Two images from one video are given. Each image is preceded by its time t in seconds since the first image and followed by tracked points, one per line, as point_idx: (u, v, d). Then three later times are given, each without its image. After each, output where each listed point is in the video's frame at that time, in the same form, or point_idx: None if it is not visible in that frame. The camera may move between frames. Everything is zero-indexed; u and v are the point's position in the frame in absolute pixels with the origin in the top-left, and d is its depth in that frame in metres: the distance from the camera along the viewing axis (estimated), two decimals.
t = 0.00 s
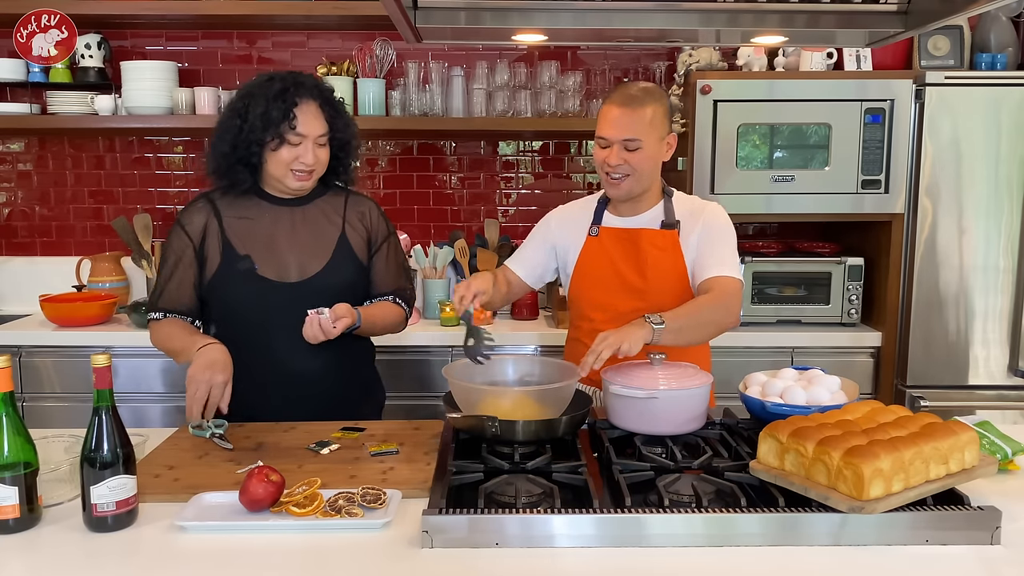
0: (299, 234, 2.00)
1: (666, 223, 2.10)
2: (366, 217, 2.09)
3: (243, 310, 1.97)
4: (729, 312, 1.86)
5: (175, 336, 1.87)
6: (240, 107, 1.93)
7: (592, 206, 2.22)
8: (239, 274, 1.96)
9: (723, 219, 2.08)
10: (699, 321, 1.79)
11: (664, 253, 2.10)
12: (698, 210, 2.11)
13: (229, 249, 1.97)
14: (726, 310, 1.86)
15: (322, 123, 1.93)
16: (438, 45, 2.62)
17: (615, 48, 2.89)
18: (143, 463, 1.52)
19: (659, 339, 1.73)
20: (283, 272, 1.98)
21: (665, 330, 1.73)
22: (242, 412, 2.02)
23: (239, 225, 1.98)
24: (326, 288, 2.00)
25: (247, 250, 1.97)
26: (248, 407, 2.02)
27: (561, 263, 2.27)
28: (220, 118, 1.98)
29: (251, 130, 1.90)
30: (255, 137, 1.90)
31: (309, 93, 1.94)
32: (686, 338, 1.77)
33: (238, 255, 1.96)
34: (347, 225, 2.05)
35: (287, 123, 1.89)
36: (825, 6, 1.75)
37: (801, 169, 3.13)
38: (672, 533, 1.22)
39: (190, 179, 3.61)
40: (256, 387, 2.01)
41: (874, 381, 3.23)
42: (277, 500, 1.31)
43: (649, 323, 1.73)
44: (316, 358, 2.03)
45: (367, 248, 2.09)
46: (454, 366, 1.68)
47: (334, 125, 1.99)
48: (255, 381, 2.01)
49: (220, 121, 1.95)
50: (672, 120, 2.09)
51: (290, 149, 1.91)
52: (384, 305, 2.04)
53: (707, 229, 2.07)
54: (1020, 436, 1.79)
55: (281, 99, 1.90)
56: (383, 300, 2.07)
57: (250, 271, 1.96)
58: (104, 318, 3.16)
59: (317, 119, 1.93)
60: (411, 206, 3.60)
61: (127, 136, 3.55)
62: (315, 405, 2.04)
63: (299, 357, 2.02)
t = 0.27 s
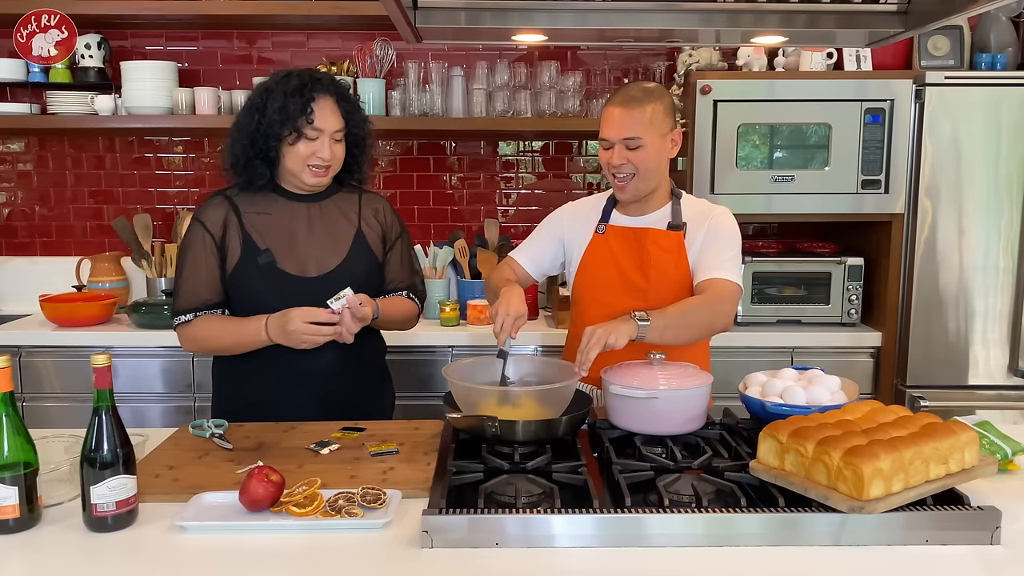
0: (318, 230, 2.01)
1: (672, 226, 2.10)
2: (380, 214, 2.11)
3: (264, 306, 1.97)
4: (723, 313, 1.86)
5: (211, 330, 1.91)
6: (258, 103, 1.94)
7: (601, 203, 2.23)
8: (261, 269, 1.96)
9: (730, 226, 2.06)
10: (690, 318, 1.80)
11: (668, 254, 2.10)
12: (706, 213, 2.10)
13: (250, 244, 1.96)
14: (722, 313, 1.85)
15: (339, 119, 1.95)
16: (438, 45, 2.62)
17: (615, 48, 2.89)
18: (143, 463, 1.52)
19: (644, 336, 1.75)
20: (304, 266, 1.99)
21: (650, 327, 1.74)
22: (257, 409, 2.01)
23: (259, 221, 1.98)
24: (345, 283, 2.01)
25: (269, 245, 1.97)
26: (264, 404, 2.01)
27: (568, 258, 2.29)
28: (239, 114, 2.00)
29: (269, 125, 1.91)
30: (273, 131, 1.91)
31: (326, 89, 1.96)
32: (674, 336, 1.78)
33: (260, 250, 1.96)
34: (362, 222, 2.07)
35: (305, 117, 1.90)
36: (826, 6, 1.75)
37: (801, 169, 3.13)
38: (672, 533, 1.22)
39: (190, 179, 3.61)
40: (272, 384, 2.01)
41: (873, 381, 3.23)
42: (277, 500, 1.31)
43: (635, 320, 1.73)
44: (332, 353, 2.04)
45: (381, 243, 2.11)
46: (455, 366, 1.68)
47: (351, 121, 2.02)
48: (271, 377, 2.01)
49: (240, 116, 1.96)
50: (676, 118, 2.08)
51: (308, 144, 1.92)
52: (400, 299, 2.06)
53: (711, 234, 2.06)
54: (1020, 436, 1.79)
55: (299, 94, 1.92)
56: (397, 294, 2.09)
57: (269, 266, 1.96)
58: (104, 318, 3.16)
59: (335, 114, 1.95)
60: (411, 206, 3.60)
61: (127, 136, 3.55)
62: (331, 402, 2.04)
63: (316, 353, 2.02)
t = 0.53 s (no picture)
0: (344, 223, 2.03)
1: (673, 226, 2.09)
2: (400, 207, 2.14)
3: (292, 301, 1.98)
4: (723, 313, 1.85)
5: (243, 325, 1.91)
6: (281, 96, 1.95)
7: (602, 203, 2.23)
8: (293, 263, 1.96)
9: (731, 226, 2.06)
10: (689, 319, 1.80)
11: (669, 255, 2.10)
12: (707, 214, 2.09)
13: (280, 239, 1.96)
14: (722, 313, 1.85)
15: (360, 111, 1.97)
16: (438, 45, 2.62)
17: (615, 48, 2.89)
18: (143, 463, 1.52)
19: (645, 337, 1.74)
20: (332, 260, 2.00)
21: (651, 328, 1.74)
22: (278, 407, 2.02)
23: (287, 215, 1.98)
24: (372, 275, 2.03)
25: (300, 239, 1.98)
26: (285, 401, 2.02)
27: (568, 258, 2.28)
28: (261, 109, 2.01)
29: (293, 117, 1.92)
30: (297, 123, 1.92)
31: (348, 82, 1.98)
32: (674, 336, 1.78)
33: (291, 244, 1.96)
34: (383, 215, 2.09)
35: (327, 108, 1.91)
36: (826, 6, 1.75)
37: (801, 169, 3.13)
38: (672, 533, 1.22)
39: (190, 179, 3.60)
40: (294, 380, 2.02)
41: (873, 381, 3.23)
42: (277, 500, 1.31)
43: (637, 321, 1.73)
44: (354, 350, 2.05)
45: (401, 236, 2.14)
46: (455, 366, 1.68)
47: (373, 114, 2.04)
48: (293, 373, 2.01)
49: (263, 110, 1.97)
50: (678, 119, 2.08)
51: (330, 136, 1.93)
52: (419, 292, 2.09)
53: (712, 233, 2.06)
54: (1020, 435, 1.78)
55: (321, 86, 1.93)
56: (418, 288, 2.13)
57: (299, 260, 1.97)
58: (104, 318, 3.16)
59: (356, 106, 1.96)
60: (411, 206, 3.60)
61: (127, 136, 3.55)
62: (352, 398, 2.05)
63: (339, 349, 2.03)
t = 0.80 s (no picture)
0: (369, 224, 2.04)
1: (672, 226, 2.09)
2: (419, 208, 2.16)
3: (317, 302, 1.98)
4: (722, 313, 1.85)
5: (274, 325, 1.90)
6: (302, 98, 1.96)
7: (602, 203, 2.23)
8: (322, 264, 1.97)
9: (730, 225, 2.05)
10: (688, 318, 1.80)
11: (668, 255, 2.10)
12: (706, 213, 2.09)
13: (310, 239, 1.97)
14: (721, 312, 1.85)
15: (381, 111, 1.97)
16: (438, 45, 2.62)
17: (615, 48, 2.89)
18: (143, 463, 1.52)
19: (643, 334, 1.75)
20: (358, 260, 2.01)
21: (650, 326, 1.75)
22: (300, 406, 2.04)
23: (315, 216, 1.99)
24: (398, 275, 2.04)
25: (328, 240, 1.98)
26: (306, 401, 2.04)
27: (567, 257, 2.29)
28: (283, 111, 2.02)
29: (315, 119, 1.93)
30: (319, 125, 1.93)
31: (368, 83, 1.98)
32: (673, 335, 1.78)
33: (321, 245, 1.97)
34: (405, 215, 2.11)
35: (348, 110, 1.92)
36: (825, 6, 1.75)
37: (801, 169, 3.13)
38: (672, 533, 1.22)
39: (190, 179, 3.60)
40: (314, 380, 2.03)
41: (873, 381, 3.23)
42: (277, 500, 1.31)
43: (635, 318, 1.74)
44: (374, 349, 2.06)
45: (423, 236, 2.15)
46: (455, 367, 1.68)
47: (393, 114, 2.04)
48: (313, 373, 2.03)
49: (286, 111, 1.98)
50: (676, 117, 2.08)
51: (352, 137, 1.94)
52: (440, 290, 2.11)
53: (711, 233, 2.06)
54: (1020, 436, 1.78)
55: (342, 88, 1.93)
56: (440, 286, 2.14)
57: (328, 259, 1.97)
58: (104, 318, 3.16)
59: (377, 107, 1.97)
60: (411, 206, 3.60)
61: (127, 136, 3.55)
62: (372, 398, 2.06)
63: (359, 349, 2.04)
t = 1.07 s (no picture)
0: (386, 225, 2.05)
1: (672, 226, 2.09)
2: (427, 210, 2.19)
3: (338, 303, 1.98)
4: (725, 313, 1.85)
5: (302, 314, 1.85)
6: (314, 103, 1.97)
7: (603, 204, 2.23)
8: (345, 265, 1.97)
9: (732, 225, 2.04)
10: (688, 319, 1.80)
11: (668, 256, 2.10)
12: (707, 214, 2.09)
13: (333, 241, 1.96)
14: (722, 312, 1.84)
15: (392, 115, 1.97)
16: (438, 45, 2.62)
17: (615, 47, 2.88)
18: (143, 463, 1.52)
19: (643, 335, 1.75)
20: (377, 261, 2.01)
21: (650, 326, 1.75)
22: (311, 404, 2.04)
23: (336, 217, 1.98)
24: (414, 274, 2.07)
25: (350, 242, 1.98)
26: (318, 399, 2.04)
27: (569, 255, 2.29)
28: (295, 116, 2.02)
29: (327, 124, 1.93)
30: (330, 129, 1.93)
31: (379, 87, 1.99)
32: (673, 335, 1.78)
33: (343, 246, 1.97)
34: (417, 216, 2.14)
35: (358, 115, 1.92)
36: (826, 6, 1.74)
37: (801, 169, 3.13)
38: (672, 533, 1.22)
39: (190, 179, 3.60)
40: (327, 379, 2.03)
41: (873, 381, 3.23)
42: (277, 500, 1.31)
43: (634, 318, 1.74)
44: (388, 349, 2.06)
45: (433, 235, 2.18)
46: (455, 367, 1.68)
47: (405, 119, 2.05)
48: (326, 372, 2.03)
49: (299, 116, 1.98)
50: (675, 117, 2.08)
51: (362, 141, 1.94)
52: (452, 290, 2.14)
53: (712, 234, 2.05)
54: (1020, 436, 1.78)
55: (353, 93, 1.94)
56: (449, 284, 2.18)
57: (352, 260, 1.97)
58: (104, 318, 3.16)
59: (388, 111, 1.97)
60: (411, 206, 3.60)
61: (127, 136, 3.55)
62: (385, 398, 2.07)
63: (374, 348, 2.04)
